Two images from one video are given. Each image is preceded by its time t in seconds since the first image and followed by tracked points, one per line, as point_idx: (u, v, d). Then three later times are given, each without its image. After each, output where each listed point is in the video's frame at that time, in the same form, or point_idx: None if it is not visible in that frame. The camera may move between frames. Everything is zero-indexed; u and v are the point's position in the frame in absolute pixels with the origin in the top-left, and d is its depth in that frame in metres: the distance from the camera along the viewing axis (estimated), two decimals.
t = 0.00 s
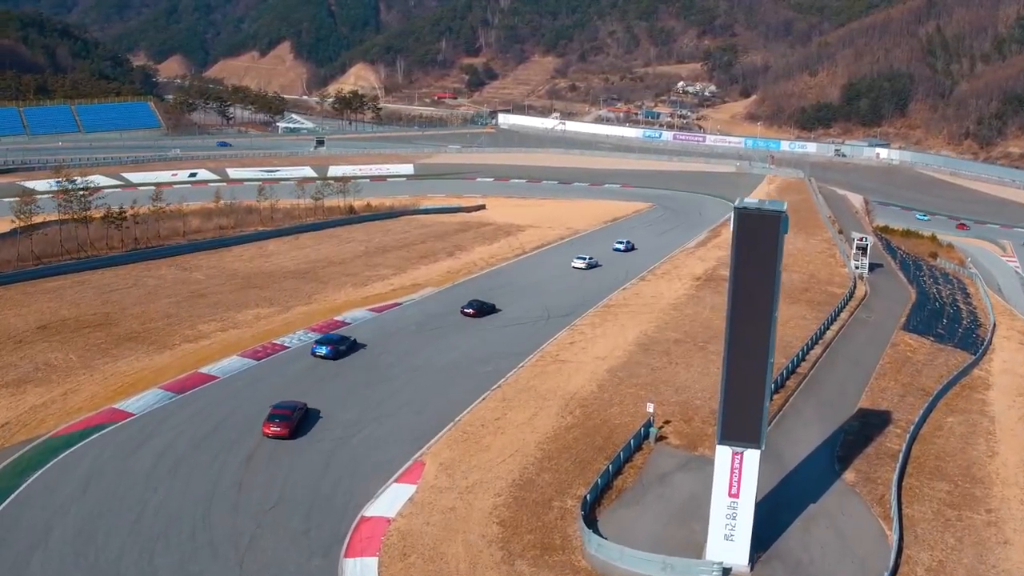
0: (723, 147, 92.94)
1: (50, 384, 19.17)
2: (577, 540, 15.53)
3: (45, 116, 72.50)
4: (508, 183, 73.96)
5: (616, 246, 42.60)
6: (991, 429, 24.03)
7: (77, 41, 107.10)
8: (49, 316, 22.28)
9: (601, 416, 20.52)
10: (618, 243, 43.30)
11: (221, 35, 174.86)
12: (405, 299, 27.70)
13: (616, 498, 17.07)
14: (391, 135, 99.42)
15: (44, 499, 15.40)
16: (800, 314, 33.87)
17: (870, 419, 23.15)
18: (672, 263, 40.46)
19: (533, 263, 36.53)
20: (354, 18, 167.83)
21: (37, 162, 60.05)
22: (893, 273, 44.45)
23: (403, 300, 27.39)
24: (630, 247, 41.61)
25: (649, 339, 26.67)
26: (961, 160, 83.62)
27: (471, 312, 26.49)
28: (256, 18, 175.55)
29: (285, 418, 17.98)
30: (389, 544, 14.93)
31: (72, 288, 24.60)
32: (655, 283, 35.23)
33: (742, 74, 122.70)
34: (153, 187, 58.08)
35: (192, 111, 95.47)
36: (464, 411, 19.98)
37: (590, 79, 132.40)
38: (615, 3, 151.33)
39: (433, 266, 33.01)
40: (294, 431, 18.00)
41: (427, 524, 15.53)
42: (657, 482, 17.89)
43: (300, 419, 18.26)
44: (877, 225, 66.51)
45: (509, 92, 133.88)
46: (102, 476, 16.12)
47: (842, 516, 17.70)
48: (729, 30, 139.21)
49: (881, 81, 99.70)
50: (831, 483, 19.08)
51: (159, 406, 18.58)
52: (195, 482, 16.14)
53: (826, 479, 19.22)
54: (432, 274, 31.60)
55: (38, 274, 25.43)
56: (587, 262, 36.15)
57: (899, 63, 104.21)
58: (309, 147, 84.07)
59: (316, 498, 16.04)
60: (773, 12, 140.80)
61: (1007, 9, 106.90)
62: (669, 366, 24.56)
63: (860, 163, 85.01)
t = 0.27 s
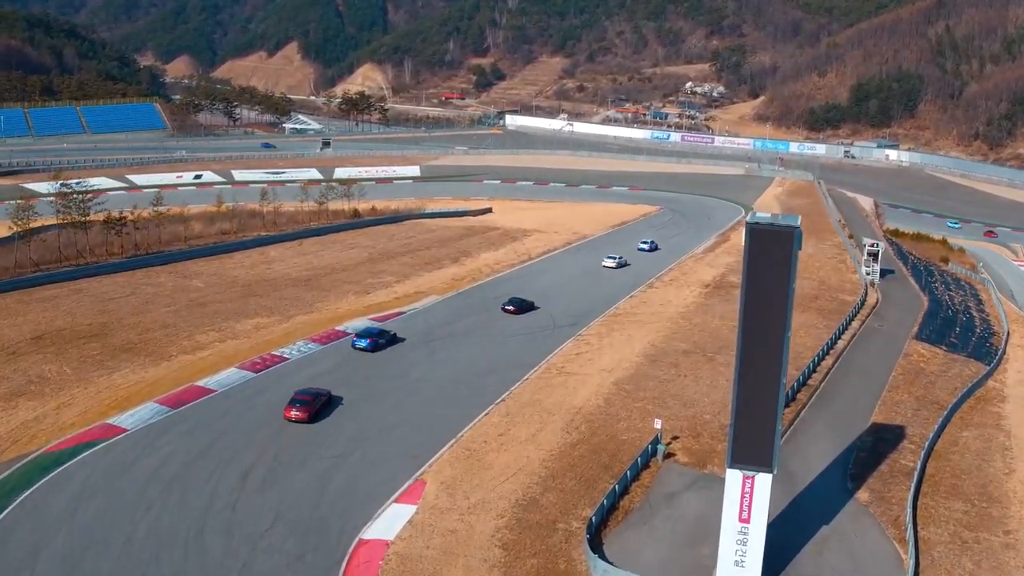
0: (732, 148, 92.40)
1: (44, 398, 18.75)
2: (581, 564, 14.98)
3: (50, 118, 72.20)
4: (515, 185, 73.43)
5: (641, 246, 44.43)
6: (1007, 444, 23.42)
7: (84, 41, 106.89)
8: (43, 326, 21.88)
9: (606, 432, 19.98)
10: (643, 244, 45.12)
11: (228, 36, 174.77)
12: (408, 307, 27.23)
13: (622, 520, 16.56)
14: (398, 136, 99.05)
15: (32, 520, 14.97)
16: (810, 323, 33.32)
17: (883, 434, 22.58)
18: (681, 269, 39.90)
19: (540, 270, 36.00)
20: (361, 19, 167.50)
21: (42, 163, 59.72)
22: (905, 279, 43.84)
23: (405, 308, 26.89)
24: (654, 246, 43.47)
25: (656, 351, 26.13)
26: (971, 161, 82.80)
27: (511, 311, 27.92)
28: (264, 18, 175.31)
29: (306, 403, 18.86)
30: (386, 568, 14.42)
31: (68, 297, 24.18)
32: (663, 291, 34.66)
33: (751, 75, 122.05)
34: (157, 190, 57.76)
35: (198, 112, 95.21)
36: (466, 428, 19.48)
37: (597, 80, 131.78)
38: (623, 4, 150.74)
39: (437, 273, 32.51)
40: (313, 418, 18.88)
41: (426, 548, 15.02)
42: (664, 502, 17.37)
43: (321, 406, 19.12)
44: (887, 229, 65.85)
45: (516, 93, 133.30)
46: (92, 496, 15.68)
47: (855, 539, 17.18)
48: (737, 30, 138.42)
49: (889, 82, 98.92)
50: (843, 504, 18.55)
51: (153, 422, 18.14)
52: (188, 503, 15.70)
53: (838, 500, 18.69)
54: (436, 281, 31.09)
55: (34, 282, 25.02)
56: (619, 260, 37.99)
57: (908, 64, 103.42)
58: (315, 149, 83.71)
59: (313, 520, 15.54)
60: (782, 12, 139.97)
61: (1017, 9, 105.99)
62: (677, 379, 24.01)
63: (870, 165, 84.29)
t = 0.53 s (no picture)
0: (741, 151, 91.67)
1: (36, 412, 18.29)
2: None
3: (57, 119, 71.98)
4: (523, 187, 72.95)
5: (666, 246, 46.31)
6: None
7: (93, 42, 106.80)
8: (39, 336, 21.43)
9: (615, 448, 19.44)
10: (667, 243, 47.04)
11: (237, 36, 174.69)
12: (413, 316, 26.74)
13: (631, 541, 16.06)
14: (406, 137, 98.70)
15: (20, 541, 14.48)
16: (822, 332, 32.77)
17: (899, 450, 22.02)
18: (690, 275, 39.35)
19: (548, 277, 35.48)
20: (370, 19, 167.15)
21: (48, 165, 59.45)
22: (917, 285, 43.23)
23: (410, 317, 26.40)
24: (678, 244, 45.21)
25: (665, 362, 25.60)
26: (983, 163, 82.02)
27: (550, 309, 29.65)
28: (273, 18, 175.11)
29: (335, 389, 19.77)
30: None
31: (67, 304, 23.74)
32: (672, 298, 34.12)
33: (760, 75, 121.45)
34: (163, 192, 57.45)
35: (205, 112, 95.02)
36: (470, 443, 18.95)
37: (606, 80, 131.16)
38: (632, 4, 150.09)
39: (443, 279, 32.04)
40: (342, 404, 19.76)
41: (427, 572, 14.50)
42: (674, 522, 16.86)
43: (350, 392, 19.97)
44: (899, 232, 65.15)
45: (525, 93, 132.79)
46: (84, 516, 15.22)
47: (870, 562, 16.67)
48: (747, 30, 137.59)
49: (900, 83, 98.11)
50: (858, 524, 18.02)
51: (148, 437, 17.68)
52: (182, 523, 15.20)
53: (852, 520, 18.16)
54: (442, 288, 30.62)
55: (32, 289, 24.60)
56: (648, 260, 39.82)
57: (919, 65, 102.60)
58: (322, 151, 83.41)
59: (310, 542, 15.02)
60: (791, 12, 139.12)
61: None
62: (687, 391, 23.48)
63: (880, 167, 83.59)
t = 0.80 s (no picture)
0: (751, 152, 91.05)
1: (28, 427, 17.83)
2: None
3: (63, 121, 71.69)
4: (531, 190, 72.37)
5: (689, 245, 48.30)
6: None
7: (101, 42, 106.59)
8: (34, 346, 20.98)
9: (623, 466, 18.88)
10: (690, 244, 49.03)
11: (246, 36, 174.55)
12: (418, 325, 26.22)
13: (640, 563, 15.56)
14: (414, 139, 98.26)
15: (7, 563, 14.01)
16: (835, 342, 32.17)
17: (915, 467, 21.42)
18: (700, 282, 38.80)
19: (555, 283, 34.92)
20: (379, 19, 166.80)
21: (53, 167, 59.11)
22: (930, 292, 42.60)
23: (414, 327, 25.89)
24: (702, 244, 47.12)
25: (676, 374, 25.03)
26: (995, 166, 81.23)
27: (589, 306, 31.48)
28: (281, 18, 174.82)
29: (370, 376, 20.73)
30: None
31: (63, 313, 23.24)
32: (682, 307, 33.53)
33: (770, 76, 120.92)
34: (168, 195, 57.13)
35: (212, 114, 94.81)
36: (474, 460, 18.42)
37: (615, 81, 130.50)
38: (641, 5, 149.38)
39: (449, 286, 31.52)
40: (376, 391, 20.72)
41: None
42: (684, 544, 16.34)
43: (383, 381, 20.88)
44: (911, 236, 64.43)
45: (534, 94, 132.23)
46: (74, 537, 14.75)
47: None
48: (756, 31, 136.70)
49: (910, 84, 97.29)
50: (874, 547, 17.47)
51: (143, 454, 17.21)
52: (175, 544, 14.72)
53: (868, 542, 17.61)
54: (447, 295, 30.11)
55: (28, 297, 24.14)
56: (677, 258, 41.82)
57: (929, 66, 101.74)
58: (329, 152, 83.09)
59: (307, 565, 14.52)
60: (801, 13, 138.26)
61: None
62: (697, 405, 22.89)
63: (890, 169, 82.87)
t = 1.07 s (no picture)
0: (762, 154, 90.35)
1: (20, 443, 17.36)
2: None
3: (71, 122, 71.42)
4: (540, 193, 71.81)
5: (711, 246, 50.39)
6: None
7: (110, 42, 106.50)
8: (30, 358, 20.52)
9: (632, 485, 18.29)
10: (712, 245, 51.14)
11: (256, 36, 174.42)
12: (423, 335, 25.71)
13: None
14: (423, 141, 97.84)
15: None
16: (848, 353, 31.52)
17: (933, 486, 20.74)
18: (711, 290, 38.20)
19: (563, 291, 34.35)
20: (389, 19, 166.43)
21: (59, 169, 58.76)
22: (945, 299, 41.90)
23: (418, 337, 25.34)
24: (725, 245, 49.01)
25: (687, 387, 24.46)
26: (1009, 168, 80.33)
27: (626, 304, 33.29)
28: (291, 18, 174.60)
29: (413, 366, 21.95)
30: None
31: (60, 323, 22.76)
32: (693, 316, 32.92)
33: (781, 76, 120.33)
34: (175, 197, 56.80)
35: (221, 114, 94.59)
36: (478, 479, 17.86)
37: (626, 81, 129.79)
38: (652, 5, 148.60)
39: (455, 294, 31.01)
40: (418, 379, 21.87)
41: None
42: (695, 568, 15.78)
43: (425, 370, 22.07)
44: (924, 239, 63.60)
45: (544, 94, 131.63)
46: (63, 560, 14.25)
47: None
48: (768, 31, 135.80)
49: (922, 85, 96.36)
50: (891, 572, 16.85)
51: (137, 472, 16.72)
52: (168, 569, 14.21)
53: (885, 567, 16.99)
54: (453, 304, 29.60)
55: (26, 305, 23.71)
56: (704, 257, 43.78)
57: (941, 67, 100.78)
58: (338, 154, 82.77)
59: None
60: (812, 14, 137.29)
61: None
62: (708, 420, 22.30)
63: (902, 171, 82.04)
